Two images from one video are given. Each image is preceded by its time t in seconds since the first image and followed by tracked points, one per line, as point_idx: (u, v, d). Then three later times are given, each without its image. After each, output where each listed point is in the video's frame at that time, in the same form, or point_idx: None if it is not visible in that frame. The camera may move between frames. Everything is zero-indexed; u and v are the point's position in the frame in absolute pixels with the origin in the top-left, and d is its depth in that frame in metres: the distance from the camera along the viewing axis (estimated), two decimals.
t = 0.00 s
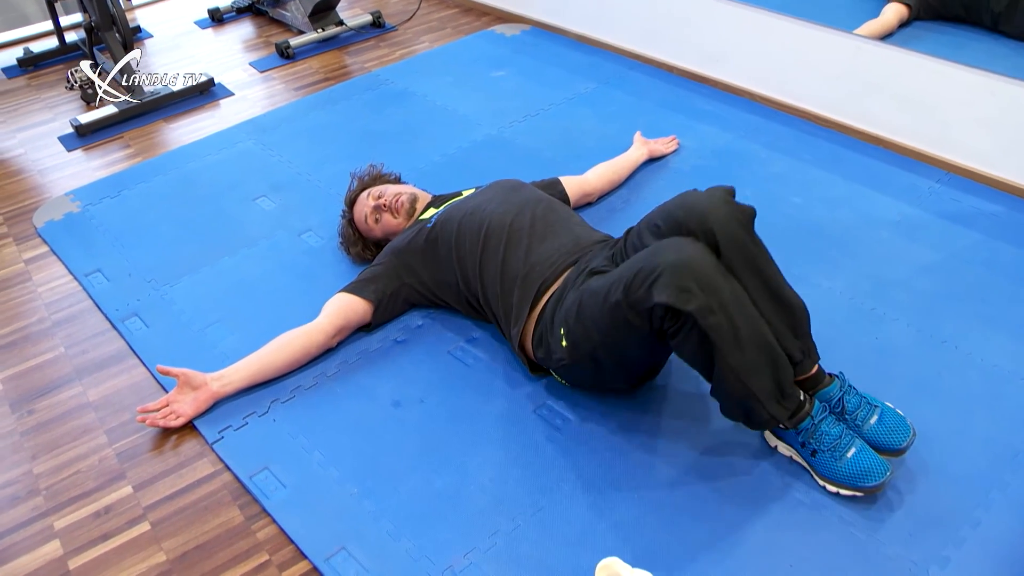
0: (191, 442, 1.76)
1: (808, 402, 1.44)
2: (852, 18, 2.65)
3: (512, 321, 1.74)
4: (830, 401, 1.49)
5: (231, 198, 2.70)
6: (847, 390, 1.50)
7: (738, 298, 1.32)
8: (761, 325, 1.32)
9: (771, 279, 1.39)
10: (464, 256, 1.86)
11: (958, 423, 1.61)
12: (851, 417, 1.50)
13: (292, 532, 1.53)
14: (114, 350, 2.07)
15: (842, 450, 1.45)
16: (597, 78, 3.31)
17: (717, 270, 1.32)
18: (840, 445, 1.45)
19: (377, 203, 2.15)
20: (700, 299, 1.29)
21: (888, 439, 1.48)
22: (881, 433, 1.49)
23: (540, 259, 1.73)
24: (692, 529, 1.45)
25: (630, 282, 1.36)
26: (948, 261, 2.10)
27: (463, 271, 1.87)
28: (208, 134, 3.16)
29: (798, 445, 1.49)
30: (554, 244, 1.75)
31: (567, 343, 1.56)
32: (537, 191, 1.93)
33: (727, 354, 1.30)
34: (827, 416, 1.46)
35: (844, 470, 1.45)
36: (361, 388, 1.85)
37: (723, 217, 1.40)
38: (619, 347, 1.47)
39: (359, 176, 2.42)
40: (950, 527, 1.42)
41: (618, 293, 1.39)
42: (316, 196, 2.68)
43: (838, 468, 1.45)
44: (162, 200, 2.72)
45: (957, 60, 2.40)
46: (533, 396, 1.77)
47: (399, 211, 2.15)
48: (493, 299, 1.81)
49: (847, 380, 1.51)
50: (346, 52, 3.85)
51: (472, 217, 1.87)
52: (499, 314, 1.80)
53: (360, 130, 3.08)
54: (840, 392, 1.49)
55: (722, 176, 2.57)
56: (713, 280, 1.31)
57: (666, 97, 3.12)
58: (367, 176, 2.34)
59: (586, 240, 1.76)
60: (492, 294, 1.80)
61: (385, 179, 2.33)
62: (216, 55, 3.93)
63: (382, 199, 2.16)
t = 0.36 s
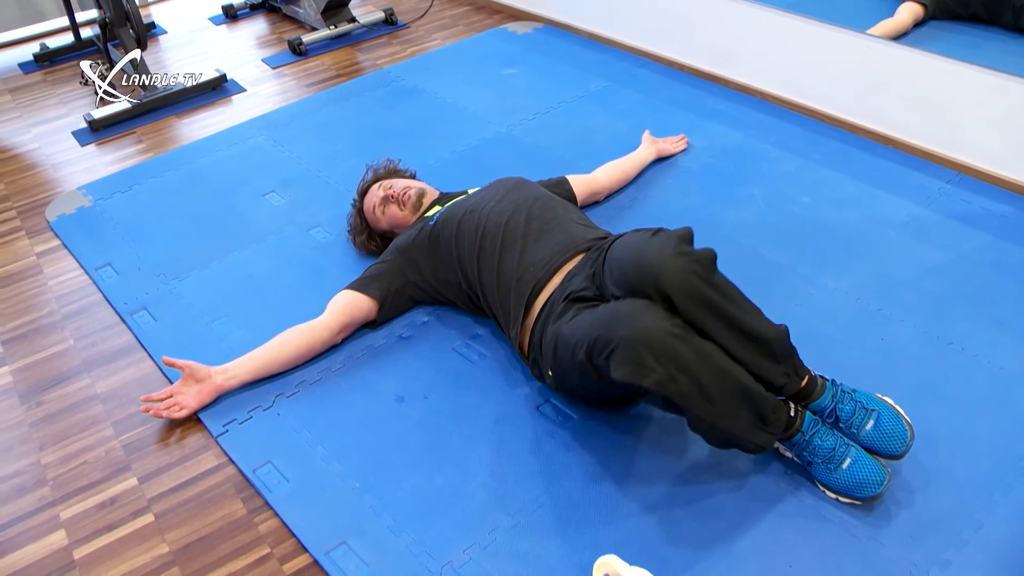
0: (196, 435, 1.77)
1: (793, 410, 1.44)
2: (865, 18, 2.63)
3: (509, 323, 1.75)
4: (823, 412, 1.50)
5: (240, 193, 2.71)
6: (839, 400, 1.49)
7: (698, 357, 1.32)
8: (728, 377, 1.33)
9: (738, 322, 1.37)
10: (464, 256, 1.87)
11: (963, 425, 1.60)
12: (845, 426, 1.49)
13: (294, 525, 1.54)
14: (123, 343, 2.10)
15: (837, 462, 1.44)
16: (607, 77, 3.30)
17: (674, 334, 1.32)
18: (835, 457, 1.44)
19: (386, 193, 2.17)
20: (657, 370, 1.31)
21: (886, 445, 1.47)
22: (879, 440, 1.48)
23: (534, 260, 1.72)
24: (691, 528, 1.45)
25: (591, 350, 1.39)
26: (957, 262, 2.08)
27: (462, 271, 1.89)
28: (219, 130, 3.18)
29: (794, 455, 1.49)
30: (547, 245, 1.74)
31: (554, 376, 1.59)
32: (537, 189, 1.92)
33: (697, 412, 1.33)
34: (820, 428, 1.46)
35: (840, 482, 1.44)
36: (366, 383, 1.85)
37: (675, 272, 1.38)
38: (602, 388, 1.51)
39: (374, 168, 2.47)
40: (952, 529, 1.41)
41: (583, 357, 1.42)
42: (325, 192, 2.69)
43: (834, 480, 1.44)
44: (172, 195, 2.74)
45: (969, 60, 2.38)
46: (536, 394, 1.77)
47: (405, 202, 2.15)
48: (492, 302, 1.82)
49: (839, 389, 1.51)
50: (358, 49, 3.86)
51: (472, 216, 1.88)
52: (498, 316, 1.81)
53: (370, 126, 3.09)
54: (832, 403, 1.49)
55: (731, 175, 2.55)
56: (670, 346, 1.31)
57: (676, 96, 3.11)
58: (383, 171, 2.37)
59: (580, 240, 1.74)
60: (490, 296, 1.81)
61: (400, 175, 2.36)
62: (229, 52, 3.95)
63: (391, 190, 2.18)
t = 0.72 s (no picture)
0: (203, 432, 1.79)
1: (785, 432, 1.45)
2: (886, 22, 2.58)
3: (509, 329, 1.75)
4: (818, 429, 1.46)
5: (255, 192, 2.74)
6: (831, 416, 1.45)
7: (663, 424, 1.35)
8: (696, 436, 1.36)
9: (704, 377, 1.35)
10: (466, 259, 1.88)
11: (972, 435, 1.58)
12: (841, 441, 1.46)
13: (297, 522, 1.55)
14: (135, 339, 2.12)
15: (835, 479, 1.42)
16: (623, 79, 3.29)
17: (634, 408, 1.34)
18: (832, 474, 1.42)
19: (400, 189, 2.18)
20: (621, 442, 1.36)
21: (885, 456, 1.43)
22: (877, 451, 1.43)
23: (528, 265, 1.71)
24: (693, 533, 1.44)
25: (563, 417, 1.44)
26: (972, 269, 2.05)
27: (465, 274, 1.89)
28: (236, 129, 3.21)
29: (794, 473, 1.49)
30: (541, 249, 1.72)
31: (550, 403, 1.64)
32: (536, 190, 1.90)
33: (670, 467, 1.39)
34: (814, 448, 1.44)
35: (841, 497, 1.43)
36: (374, 382, 1.86)
37: (629, 342, 1.35)
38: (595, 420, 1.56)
39: (394, 166, 2.50)
40: (958, 540, 1.39)
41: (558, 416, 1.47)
42: (338, 192, 2.70)
43: (835, 495, 1.44)
44: (188, 194, 2.77)
45: (988, 65, 2.35)
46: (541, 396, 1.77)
47: (417, 199, 2.16)
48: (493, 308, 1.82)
49: (830, 404, 1.47)
50: (376, 50, 3.88)
51: (472, 219, 1.88)
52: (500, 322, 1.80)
53: (384, 127, 3.10)
54: (824, 421, 1.46)
55: (745, 179, 2.54)
56: (631, 420, 1.34)
57: (692, 99, 3.09)
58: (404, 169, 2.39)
59: (573, 243, 1.71)
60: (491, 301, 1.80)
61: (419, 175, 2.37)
62: (249, 52, 3.99)
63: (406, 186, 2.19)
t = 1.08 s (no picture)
0: (199, 428, 1.80)
1: (765, 447, 1.45)
2: (892, 23, 2.57)
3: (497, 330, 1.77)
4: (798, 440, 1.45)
5: (257, 190, 2.75)
6: (809, 428, 1.44)
7: (629, 469, 1.34)
8: (665, 474, 1.35)
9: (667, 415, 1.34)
10: (458, 260, 1.89)
11: (967, 437, 1.57)
12: (823, 450, 1.44)
13: (289, 518, 1.55)
14: (134, 335, 2.13)
15: (821, 488, 1.42)
16: (626, 79, 3.28)
17: (597, 459, 1.33)
18: (817, 484, 1.42)
19: (401, 186, 2.19)
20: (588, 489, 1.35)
21: (869, 462, 1.41)
22: (860, 457, 1.41)
23: (510, 269, 1.73)
24: (682, 534, 1.44)
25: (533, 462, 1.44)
26: (971, 271, 2.04)
27: (455, 273, 1.90)
28: (240, 127, 3.22)
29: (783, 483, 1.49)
30: (523, 253, 1.74)
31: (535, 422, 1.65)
32: (522, 191, 1.91)
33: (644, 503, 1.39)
34: (795, 460, 1.44)
35: (829, 505, 1.43)
36: (369, 379, 1.87)
37: (585, 392, 1.34)
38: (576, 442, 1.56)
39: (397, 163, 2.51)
40: (948, 543, 1.38)
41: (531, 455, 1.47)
42: (340, 190, 2.71)
43: (824, 503, 1.44)
44: (190, 191, 2.78)
45: (991, 67, 2.33)
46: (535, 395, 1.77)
47: (418, 197, 2.16)
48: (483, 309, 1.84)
49: (808, 415, 1.44)
50: (381, 48, 3.89)
51: (462, 218, 1.90)
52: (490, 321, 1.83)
53: (387, 126, 3.11)
54: (802, 433, 1.44)
55: (745, 179, 2.53)
56: (595, 469, 1.34)
57: (694, 99, 3.08)
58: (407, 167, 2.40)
59: (554, 247, 1.72)
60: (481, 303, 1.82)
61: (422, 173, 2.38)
62: (255, 50, 4.00)
63: (407, 184, 2.20)
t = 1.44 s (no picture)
0: (197, 418, 1.81)
1: (753, 452, 1.45)
2: (899, 22, 2.57)
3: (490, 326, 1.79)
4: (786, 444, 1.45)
5: (261, 183, 2.76)
6: (796, 432, 1.43)
7: (611, 491, 1.34)
8: (647, 492, 1.35)
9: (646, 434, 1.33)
10: (453, 255, 1.90)
11: (963, 435, 1.57)
12: (811, 453, 1.43)
13: (284, 508, 1.57)
14: (136, 326, 2.15)
15: (811, 489, 1.43)
16: (631, 76, 3.27)
17: (578, 484, 1.33)
18: (807, 485, 1.43)
19: (404, 179, 2.20)
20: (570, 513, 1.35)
21: (857, 463, 1.40)
22: (849, 458, 1.40)
23: (500, 267, 1.74)
24: (674, 529, 1.45)
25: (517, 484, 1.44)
26: (972, 269, 2.04)
27: (450, 269, 1.91)
28: (245, 121, 3.24)
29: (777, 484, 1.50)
30: (512, 251, 1.74)
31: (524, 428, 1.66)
32: (514, 188, 1.91)
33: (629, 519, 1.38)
34: (783, 464, 1.45)
35: (821, 505, 1.44)
36: (367, 372, 1.88)
37: (560, 419, 1.33)
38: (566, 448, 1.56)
39: (403, 156, 2.51)
40: (942, 541, 1.38)
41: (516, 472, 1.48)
42: (343, 184, 2.72)
43: (815, 503, 1.44)
44: (195, 184, 2.80)
45: (998, 66, 2.32)
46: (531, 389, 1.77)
47: (418, 190, 2.17)
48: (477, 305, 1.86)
49: (794, 419, 1.43)
50: (387, 44, 3.89)
51: (457, 213, 1.91)
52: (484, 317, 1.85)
53: (391, 121, 3.12)
54: (788, 438, 1.44)
55: (748, 176, 2.52)
56: (576, 494, 1.33)
57: (698, 96, 3.08)
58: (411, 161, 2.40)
59: (541, 246, 1.72)
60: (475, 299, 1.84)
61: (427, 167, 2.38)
62: (262, 45, 4.01)
63: (410, 177, 2.21)
